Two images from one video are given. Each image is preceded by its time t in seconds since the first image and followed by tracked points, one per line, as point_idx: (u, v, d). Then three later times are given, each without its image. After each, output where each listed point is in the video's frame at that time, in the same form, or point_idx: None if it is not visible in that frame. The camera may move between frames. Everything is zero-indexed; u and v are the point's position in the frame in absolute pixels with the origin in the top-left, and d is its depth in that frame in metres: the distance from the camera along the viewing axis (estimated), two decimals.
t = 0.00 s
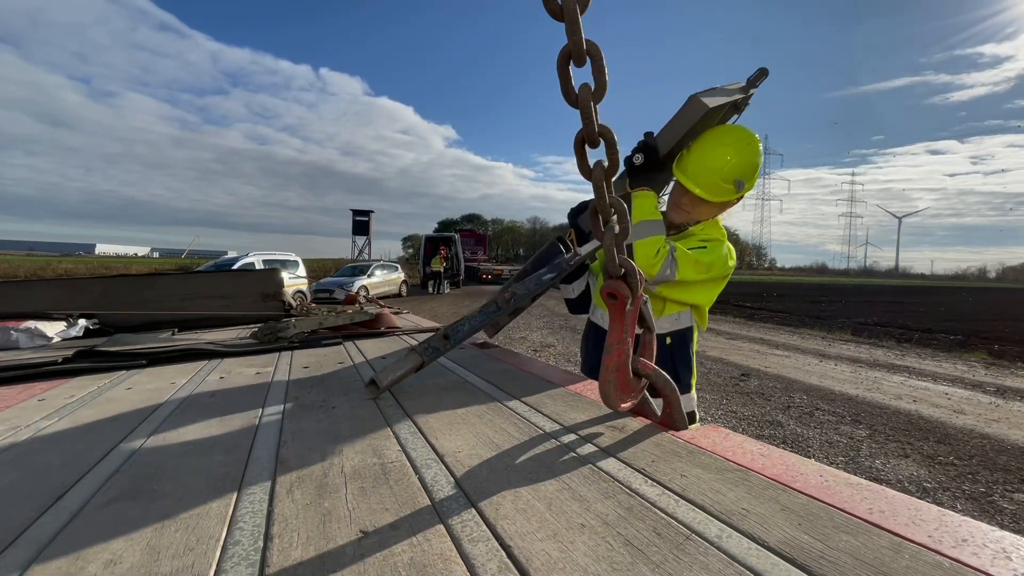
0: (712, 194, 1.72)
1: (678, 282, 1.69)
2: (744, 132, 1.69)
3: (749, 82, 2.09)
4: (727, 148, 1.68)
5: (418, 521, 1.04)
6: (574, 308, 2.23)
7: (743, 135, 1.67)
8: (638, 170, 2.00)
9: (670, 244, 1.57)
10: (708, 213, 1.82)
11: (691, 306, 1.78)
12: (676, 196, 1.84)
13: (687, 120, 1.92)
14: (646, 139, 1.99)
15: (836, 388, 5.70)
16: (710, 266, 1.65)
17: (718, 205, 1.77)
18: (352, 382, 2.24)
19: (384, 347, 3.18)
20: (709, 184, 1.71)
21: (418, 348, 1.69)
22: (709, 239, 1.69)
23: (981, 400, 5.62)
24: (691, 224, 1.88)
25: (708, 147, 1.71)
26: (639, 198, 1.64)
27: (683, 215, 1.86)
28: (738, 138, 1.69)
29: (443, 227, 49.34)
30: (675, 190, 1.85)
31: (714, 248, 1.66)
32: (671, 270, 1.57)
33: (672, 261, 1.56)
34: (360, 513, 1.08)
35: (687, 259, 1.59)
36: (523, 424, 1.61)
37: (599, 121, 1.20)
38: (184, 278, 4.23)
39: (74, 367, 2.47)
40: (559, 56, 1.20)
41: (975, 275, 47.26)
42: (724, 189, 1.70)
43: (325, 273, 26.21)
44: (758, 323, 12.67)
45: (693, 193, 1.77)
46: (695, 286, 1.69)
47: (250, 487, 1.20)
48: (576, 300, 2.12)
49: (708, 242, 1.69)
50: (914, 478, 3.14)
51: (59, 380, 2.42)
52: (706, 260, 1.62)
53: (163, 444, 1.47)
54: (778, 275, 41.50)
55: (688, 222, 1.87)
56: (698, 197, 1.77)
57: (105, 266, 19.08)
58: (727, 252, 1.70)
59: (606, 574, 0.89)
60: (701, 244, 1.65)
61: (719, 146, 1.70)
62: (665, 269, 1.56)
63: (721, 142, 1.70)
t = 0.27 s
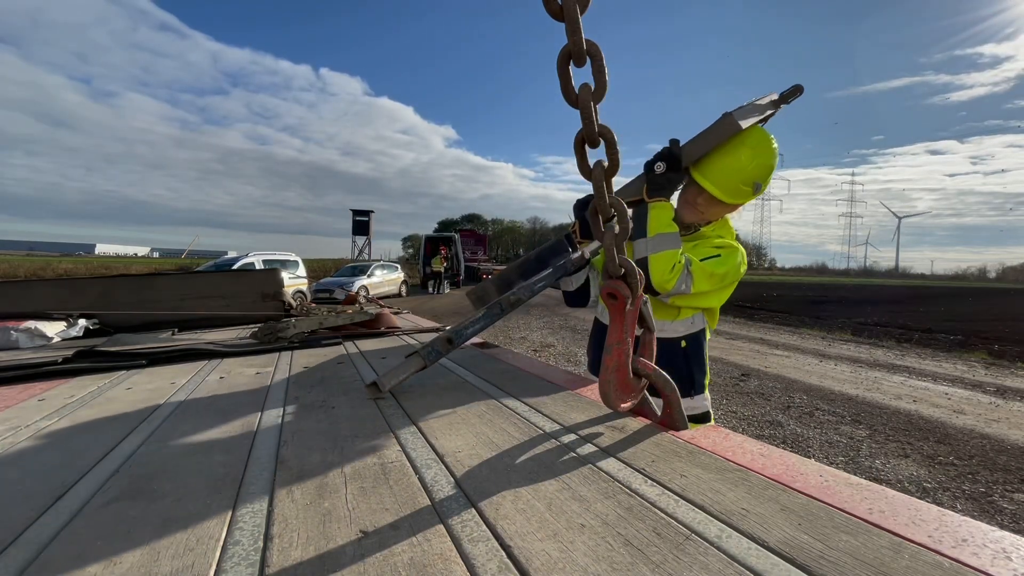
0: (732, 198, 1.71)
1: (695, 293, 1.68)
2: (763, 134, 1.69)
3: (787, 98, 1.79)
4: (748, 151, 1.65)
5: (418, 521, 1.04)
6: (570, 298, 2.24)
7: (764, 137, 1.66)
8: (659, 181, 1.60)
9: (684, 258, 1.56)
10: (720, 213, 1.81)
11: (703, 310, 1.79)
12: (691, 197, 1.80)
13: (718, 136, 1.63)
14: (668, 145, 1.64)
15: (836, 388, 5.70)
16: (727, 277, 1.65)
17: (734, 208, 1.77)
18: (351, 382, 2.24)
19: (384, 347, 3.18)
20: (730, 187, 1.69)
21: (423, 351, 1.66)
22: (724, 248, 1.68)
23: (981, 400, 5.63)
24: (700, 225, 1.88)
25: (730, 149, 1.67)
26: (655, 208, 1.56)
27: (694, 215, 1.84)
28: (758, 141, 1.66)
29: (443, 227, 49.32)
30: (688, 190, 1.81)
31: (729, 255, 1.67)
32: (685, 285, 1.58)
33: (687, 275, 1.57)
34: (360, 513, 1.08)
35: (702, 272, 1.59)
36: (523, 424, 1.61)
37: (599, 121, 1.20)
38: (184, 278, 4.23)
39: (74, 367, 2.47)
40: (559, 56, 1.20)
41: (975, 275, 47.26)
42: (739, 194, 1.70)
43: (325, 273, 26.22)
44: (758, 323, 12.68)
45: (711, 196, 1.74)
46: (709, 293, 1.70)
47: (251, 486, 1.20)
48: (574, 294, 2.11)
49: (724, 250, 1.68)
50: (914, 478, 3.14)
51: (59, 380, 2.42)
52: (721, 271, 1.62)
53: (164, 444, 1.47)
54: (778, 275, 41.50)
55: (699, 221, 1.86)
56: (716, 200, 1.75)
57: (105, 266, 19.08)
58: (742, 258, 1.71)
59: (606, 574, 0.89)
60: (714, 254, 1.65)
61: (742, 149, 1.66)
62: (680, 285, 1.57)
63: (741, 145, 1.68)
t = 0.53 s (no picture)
0: (731, 204, 1.70)
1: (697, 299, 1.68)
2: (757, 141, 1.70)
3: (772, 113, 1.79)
4: (745, 156, 1.65)
5: (418, 521, 1.04)
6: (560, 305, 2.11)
7: (759, 142, 1.67)
8: (653, 189, 1.61)
9: (684, 264, 1.57)
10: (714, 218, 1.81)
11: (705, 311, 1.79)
12: (691, 203, 1.77)
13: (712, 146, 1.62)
14: (662, 155, 1.66)
15: (836, 388, 5.70)
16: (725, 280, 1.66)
17: (731, 213, 1.77)
18: (351, 382, 2.24)
19: (384, 347, 3.18)
20: (729, 194, 1.69)
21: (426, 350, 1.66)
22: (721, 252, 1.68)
23: (981, 400, 5.63)
24: (696, 231, 1.87)
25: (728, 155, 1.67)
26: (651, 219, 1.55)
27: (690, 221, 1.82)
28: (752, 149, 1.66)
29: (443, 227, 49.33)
30: (686, 196, 1.79)
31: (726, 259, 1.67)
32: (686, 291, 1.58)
33: (689, 282, 1.58)
34: (360, 513, 1.08)
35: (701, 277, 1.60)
36: (523, 424, 1.61)
37: (599, 121, 1.20)
38: (184, 278, 4.23)
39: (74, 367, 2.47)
40: (558, 56, 1.20)
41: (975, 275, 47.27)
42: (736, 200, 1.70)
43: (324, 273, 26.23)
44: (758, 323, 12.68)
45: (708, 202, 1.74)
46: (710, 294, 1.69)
47: (250, 486, 1.20)
48: (565, 298, 2.00)
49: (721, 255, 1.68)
50: (914, 478, 3.14)
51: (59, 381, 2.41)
52: (720, 275, 1.64)
53: (164, 444, 1.47)
54: (778, 275, 41.51)
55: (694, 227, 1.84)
56: (715, 205, 1.74)
57: (105, 266, 19.09)
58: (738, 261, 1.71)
59: (606, 574, 0.89)
60: (713, 258, 1.66)
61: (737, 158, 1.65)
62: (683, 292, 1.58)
63: (738, 152, 1.68)
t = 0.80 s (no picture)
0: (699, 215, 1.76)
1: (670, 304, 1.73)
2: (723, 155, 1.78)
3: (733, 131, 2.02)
4: (714, 169, 1.71)
5: (418, 521, 1.04)
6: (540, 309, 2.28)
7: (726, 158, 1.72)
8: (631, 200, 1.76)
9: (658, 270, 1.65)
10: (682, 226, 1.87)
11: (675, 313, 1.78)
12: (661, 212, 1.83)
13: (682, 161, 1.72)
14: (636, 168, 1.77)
15: (836, 388, 5.70)
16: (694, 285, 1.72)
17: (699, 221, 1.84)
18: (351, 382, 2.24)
19: (384, 347, 3.18)
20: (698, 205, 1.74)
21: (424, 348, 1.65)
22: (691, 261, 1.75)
23: (981, 400, 5.63)
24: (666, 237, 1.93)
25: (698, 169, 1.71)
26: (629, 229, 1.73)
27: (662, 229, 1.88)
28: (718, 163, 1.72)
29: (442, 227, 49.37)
30: (657, 204, 1.83)
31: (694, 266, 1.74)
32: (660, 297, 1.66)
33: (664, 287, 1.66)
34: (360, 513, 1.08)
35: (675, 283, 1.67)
36: (523, 424, 1.61)
37: (600, 121, 1.20)
38: (183, 279, 4.23)
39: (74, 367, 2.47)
40: (558, 56, 1.20)
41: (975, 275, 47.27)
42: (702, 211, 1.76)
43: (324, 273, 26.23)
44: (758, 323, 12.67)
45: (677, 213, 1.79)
46: (680, 296, 1.74)
47: (250, 486, 1.20)
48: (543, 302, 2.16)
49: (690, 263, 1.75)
50: (914, 478, 3.14)
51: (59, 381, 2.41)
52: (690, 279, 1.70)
53: (163, 445, 1.47)
54: (778, 275, 41.51)
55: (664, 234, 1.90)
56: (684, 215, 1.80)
57: (105, 266, 19.08)
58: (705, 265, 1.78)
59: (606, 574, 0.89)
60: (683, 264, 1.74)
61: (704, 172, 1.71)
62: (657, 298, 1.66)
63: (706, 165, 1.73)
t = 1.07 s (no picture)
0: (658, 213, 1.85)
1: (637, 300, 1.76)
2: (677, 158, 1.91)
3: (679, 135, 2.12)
4: (668, 171, 1.82)
5: (418, 521, 1.04)
6: (518, 316, 2.28)
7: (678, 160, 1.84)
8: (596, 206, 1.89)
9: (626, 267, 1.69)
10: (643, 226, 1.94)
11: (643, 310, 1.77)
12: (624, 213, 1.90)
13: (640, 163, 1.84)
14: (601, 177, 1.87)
15: (836, 388, 5.70)
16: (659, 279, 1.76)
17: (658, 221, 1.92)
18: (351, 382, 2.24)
19: (384, 347, 3.18)
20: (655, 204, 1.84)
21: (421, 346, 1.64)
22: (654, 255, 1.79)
23: (981, 400, 5.63)
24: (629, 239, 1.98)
25: (654, 169, 1.82)
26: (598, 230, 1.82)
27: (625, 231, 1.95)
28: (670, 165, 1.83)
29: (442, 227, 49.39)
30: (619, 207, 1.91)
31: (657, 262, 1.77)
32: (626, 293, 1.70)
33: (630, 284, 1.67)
34: (359, 513, 1.08)
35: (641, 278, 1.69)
36: (523, 424, 1.61)
37: (600, 121, 1.20)
38: (183, 279, 4.22)
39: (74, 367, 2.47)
40: (559, 56, 1.20)
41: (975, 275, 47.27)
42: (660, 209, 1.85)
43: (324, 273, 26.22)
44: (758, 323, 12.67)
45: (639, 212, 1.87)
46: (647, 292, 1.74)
47: (250, 486, 1.20)
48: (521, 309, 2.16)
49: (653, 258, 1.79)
50: (914, 478, 3.14)
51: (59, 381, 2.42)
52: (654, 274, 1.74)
53: (163, 444, 1.47)
54: (778, 275, 41.51)
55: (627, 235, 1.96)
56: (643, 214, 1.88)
57: (105, 266, 19.08)
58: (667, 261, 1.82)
59: (606, 574, 0.89)
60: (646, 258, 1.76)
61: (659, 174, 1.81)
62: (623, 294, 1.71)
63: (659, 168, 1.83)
